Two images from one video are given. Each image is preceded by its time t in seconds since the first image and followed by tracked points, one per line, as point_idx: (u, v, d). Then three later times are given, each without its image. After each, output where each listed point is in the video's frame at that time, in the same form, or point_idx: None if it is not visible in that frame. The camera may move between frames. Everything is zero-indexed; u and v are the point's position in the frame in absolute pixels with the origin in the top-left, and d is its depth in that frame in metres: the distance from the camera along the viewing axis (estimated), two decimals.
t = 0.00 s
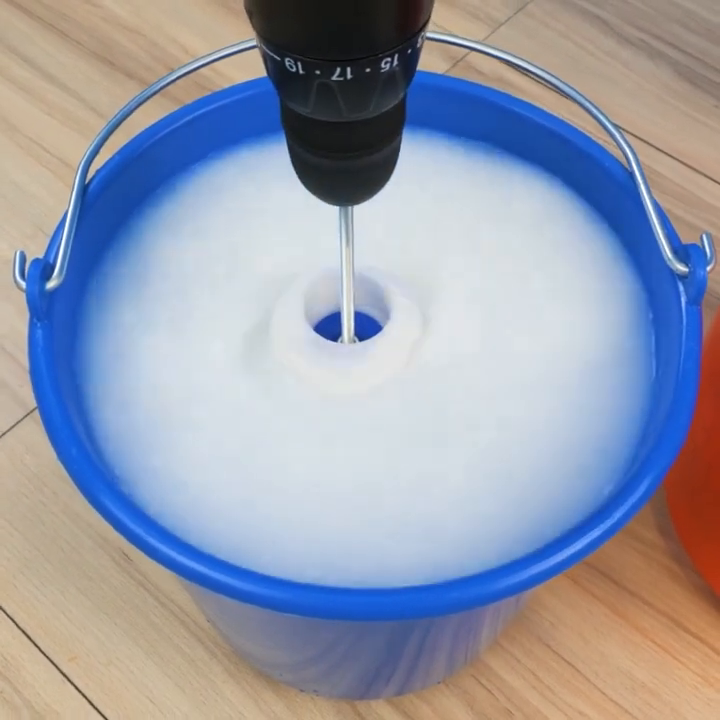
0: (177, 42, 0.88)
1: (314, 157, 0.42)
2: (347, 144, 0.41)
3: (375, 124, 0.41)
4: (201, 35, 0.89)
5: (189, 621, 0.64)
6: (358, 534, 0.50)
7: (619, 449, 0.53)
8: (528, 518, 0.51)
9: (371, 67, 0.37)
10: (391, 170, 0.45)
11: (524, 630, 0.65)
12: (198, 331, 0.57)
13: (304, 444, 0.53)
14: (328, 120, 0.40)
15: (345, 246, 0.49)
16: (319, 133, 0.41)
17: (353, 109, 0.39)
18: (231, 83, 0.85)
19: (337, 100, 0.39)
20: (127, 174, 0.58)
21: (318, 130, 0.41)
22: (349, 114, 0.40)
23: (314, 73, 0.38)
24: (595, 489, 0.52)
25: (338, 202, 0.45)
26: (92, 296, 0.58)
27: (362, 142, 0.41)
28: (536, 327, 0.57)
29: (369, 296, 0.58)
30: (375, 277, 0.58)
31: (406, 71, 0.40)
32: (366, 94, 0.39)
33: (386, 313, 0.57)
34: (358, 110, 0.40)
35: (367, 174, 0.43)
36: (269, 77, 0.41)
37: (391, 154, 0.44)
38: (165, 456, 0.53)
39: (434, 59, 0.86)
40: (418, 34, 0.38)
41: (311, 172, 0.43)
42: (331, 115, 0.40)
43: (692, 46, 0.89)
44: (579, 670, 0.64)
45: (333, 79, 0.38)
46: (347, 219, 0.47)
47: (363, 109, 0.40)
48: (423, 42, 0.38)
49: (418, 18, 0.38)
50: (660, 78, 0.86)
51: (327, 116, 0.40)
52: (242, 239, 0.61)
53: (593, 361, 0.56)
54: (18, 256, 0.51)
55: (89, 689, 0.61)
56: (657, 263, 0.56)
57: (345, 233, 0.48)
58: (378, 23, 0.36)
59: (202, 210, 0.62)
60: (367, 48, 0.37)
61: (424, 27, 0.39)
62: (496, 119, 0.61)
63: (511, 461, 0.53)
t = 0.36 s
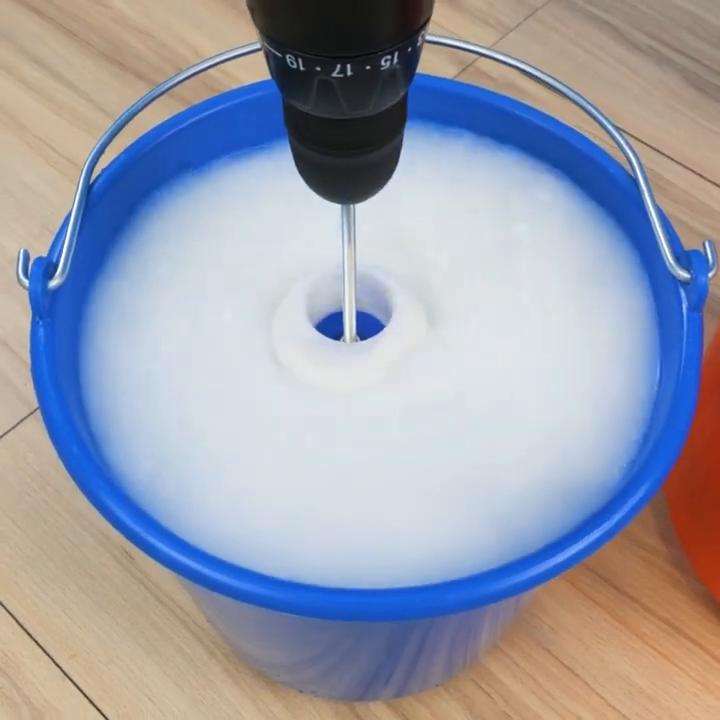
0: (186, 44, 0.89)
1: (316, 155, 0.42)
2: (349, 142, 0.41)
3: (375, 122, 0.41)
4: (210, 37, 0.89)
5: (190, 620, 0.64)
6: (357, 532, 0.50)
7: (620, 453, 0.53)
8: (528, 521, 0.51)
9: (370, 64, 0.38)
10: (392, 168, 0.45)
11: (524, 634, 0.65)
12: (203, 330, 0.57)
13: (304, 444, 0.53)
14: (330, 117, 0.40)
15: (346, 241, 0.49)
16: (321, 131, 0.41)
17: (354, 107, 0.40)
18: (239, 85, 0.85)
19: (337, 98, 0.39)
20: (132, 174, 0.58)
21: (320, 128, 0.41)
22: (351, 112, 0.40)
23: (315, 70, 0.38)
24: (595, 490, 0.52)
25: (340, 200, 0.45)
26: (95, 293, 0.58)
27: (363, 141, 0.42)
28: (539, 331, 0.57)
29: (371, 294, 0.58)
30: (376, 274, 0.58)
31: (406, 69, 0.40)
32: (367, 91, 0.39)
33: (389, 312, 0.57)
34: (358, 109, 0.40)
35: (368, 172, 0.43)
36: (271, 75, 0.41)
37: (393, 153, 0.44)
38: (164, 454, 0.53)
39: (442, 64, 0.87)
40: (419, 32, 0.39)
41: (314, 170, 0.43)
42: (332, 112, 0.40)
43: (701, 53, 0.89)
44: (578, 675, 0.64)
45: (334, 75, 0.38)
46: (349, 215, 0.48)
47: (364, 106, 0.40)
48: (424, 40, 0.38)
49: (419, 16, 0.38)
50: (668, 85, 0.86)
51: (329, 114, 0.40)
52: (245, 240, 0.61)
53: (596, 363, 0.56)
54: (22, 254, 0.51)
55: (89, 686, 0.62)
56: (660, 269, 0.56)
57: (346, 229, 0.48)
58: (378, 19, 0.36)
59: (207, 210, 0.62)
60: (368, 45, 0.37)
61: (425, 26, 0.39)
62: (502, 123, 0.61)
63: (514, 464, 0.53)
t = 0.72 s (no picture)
0: (193, 45, 0.89)
1: (319, 155, 0.42)
2: (352, 142, 0.41)
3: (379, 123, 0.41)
4: (218, 38, 0.89)
5: (189, 620, 0.64)
6: (358, 533, 0.50)
7: (622, 460, 0.53)
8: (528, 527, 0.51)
9: (374, 65, 0.38)
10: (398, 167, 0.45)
11: (523, 639, 0.65)
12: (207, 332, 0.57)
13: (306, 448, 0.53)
14: (334, 118, 0.40)
15: (351, 242, 0.49)
16: (325, 131, 0.41)
17: (358, 108, 0.40)
18: (247, 86, 0.86)
19: (341, 98, 0.39)
20: (138, 174, 0.58)
21: (324, 129, 0.41)
22: (354, 113, 0.40)
23: (319, 70, 0.38)
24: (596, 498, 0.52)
25: (344, 202, 0.45)
26: (99, 293, 0.59)
27: (366, 141, 0.42)
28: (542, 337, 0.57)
29: (372, 295, 0.58)
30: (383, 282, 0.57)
31: (411, 71, 0.40)
32: (371, 92, 0.39)
33: (391, 311, 0.57)
34: (362, 110, 0.40)
35: (373, 173, 0.43)
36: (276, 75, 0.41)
37: (398, 154, 0.44)
38: (165, 454, 0.53)
39: (450, 67, 0.87)
40: (424, 33, 0.39)
41: (317, 170, 0.43)
42: (336, 113, 0.40)
43: (709, 59, 0.89)
44: (577, 681, 0.64)
45: (338, 76, 0.38)
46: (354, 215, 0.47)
47: (368, 107, 0.40)
48: (428, 41, 0.38)
49: (424, 17, 0.38)
50: (676, 91, 0.86)
51: (333, 114, 0.40)
52: (249, 242, 0.61)
53: (599, 371, 0.56)
54: (26, 253, 0.51)
55: (88, 684, 0.62)
56: (665, 278, 0.55)
57: (351, 231, 0.48)
58: (382, 20, 0.36)
59: (211, 211, 0.62)
60: (372, 45, 0.37)
61: (430, 27, 0.39)
62: (508, 128, 0.61)
63: (515, 469, 0.53)
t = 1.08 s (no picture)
0: (202, 45, 0.89)
1: (327, 160, 0.42)
2: (360, 149, 0.41)
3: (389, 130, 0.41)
4: (227, 38, 0.89)
5: (188, 621, 0.64)
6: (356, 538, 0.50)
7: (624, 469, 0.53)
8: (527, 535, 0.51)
9: (384, 72, 0.38)
10: (403, 174, 0.45)
11: (522, 646, 0.65)
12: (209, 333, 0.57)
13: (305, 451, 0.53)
14: (342, 124, 0.40)
15: (357, 245, 0.49)
16: (334, 138, 0.41)
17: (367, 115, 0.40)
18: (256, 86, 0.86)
19: (351, 105, 0.39)
20: (144, 175, 0.59)
21: (334, 136, 0.41)
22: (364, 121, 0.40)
23: (329, 77, 0.38)
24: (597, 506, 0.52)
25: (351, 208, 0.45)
26: (103, 293, 0.59)
27: (375, 149, 0.41)
28: (546, 344, 0.57)
29: (376, 296, 0.58)
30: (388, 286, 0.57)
31: (421, 78, 0.40)
32: (380, 100, 0.39)
33: (395, 315, 0.57)
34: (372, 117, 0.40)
35: (378, 180, 0.43)
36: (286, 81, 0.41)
37: (406, 160, 0.44)
38: (167, 456, 0.53)
39: (460, 71, 0.87)
40: (435, 41, 0.38)
41: (325, 176, 0.43)
42: (345, 120, 0.40)
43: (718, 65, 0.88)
44: (576, 689, 0.63)
45: (348, 83, 0.38)
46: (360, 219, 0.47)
47: (377, 115, 0.40)
48: (439, 49, 0.38)
49: (434, 25, 0.38)
50: (685, 96, 0.86)
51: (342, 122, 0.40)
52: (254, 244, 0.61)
53: (601, 377, 0.56)
54: (32, 254, 0.51)
55: (87, 683, 0.62)
56: (670, 287, 0.55)
57: (357, 232, 0.48)
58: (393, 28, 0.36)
59: (216, 212, 0.62)
60: (382, 53, 0.37)
61: (441, 35, 0.39)
62: (514, 135, 0.61)
63: (516, 477, 0.52)
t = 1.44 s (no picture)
0: (214, 48, 0.89)
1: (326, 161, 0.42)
2: (360, 150, 0.41)
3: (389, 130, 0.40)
4: (238, 41, 0.90)
5: (188, 622, 0.65)
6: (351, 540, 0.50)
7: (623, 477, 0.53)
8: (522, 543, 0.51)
9: (384, 73, 0.37)
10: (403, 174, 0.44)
11: (522, 652, 0.65)
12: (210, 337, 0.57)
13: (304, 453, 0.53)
14: (341, 125, 0.40)
15: (358, 251, 0.49)
16: (333, 138, 0.40)
17: (366, 115, 0.39)
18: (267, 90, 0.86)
19: (350, 105, 0.38)
20: (143, 178, 0.59)
21: (333, 135, 0.40)
22: (363, 120, 0.39)
23: (328, 77, 0.37)
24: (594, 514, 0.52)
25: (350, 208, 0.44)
26: (102, 296, 0.59)
27: (374, 150, 0.41)
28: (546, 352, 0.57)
29: (379, 301, 0.58)
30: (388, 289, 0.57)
31: (421, 78, 0.39)
32: (380, 100, 0.38)
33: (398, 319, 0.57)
34: (371, 117, 0.39)
35: (379, 179, 0.43)
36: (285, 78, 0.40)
37: (406, 160, 0.43)
38: (164, 458, 0.53)
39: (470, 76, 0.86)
40: (436, 40, 0.37)
41: (324, 176, 0.43)
42: (344, 119, 0.39)
43: None
44: (576, 696, 0.63)
45: (347, 83, 0.37)
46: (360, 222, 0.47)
47: (377, 115, 0.39)
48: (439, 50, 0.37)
49: (435, 25, 0.37)
50: (696, 103, 0.86)
51: (341, 121, 0.39)
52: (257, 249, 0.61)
53: (602, 386, 0.56)
54: (33, 256, 0.52)
55: (87, 682, 0.62)
56: (671, 296, 0.55)
57: (358, 241, 0.48)
58: (392, 30, 0.35)
59: (219, 219, 0.62)
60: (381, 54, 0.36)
61: (441, 34, 0.38)
62: (518, 141, 0.61)
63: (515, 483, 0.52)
